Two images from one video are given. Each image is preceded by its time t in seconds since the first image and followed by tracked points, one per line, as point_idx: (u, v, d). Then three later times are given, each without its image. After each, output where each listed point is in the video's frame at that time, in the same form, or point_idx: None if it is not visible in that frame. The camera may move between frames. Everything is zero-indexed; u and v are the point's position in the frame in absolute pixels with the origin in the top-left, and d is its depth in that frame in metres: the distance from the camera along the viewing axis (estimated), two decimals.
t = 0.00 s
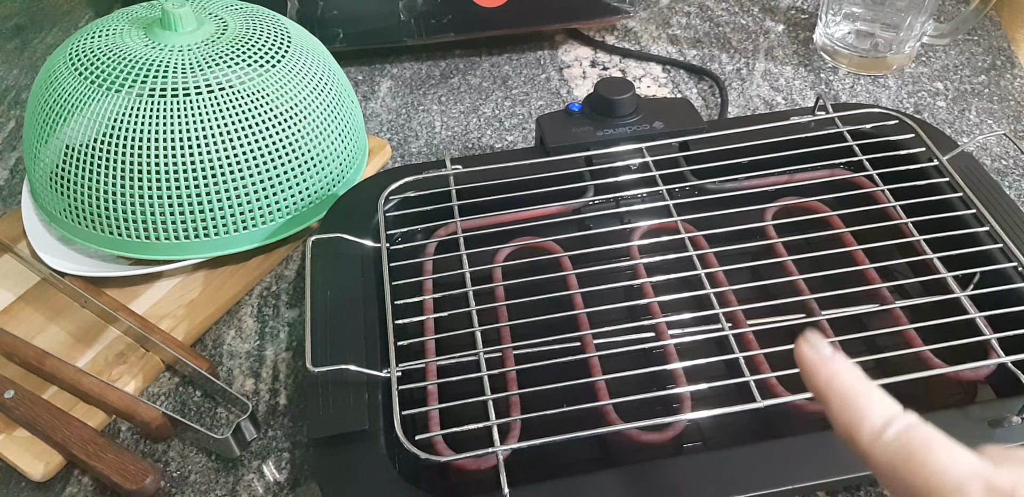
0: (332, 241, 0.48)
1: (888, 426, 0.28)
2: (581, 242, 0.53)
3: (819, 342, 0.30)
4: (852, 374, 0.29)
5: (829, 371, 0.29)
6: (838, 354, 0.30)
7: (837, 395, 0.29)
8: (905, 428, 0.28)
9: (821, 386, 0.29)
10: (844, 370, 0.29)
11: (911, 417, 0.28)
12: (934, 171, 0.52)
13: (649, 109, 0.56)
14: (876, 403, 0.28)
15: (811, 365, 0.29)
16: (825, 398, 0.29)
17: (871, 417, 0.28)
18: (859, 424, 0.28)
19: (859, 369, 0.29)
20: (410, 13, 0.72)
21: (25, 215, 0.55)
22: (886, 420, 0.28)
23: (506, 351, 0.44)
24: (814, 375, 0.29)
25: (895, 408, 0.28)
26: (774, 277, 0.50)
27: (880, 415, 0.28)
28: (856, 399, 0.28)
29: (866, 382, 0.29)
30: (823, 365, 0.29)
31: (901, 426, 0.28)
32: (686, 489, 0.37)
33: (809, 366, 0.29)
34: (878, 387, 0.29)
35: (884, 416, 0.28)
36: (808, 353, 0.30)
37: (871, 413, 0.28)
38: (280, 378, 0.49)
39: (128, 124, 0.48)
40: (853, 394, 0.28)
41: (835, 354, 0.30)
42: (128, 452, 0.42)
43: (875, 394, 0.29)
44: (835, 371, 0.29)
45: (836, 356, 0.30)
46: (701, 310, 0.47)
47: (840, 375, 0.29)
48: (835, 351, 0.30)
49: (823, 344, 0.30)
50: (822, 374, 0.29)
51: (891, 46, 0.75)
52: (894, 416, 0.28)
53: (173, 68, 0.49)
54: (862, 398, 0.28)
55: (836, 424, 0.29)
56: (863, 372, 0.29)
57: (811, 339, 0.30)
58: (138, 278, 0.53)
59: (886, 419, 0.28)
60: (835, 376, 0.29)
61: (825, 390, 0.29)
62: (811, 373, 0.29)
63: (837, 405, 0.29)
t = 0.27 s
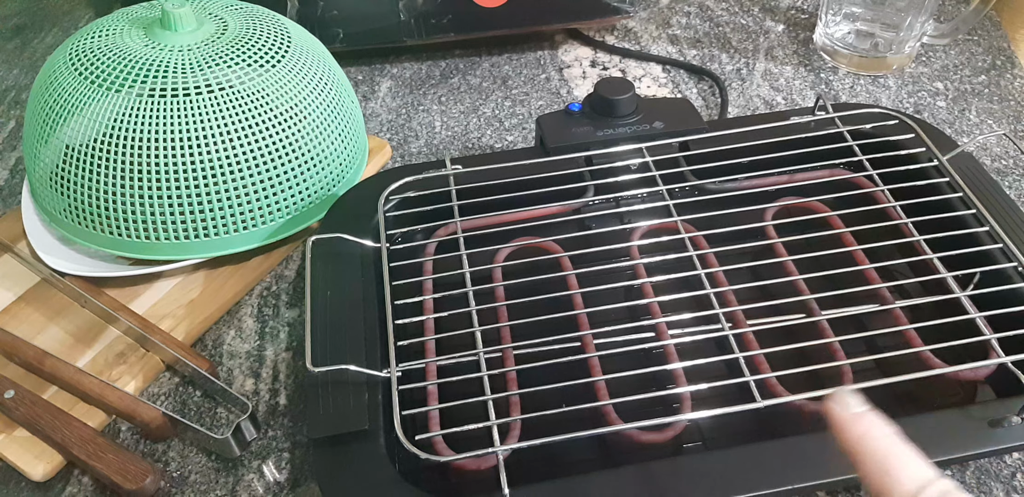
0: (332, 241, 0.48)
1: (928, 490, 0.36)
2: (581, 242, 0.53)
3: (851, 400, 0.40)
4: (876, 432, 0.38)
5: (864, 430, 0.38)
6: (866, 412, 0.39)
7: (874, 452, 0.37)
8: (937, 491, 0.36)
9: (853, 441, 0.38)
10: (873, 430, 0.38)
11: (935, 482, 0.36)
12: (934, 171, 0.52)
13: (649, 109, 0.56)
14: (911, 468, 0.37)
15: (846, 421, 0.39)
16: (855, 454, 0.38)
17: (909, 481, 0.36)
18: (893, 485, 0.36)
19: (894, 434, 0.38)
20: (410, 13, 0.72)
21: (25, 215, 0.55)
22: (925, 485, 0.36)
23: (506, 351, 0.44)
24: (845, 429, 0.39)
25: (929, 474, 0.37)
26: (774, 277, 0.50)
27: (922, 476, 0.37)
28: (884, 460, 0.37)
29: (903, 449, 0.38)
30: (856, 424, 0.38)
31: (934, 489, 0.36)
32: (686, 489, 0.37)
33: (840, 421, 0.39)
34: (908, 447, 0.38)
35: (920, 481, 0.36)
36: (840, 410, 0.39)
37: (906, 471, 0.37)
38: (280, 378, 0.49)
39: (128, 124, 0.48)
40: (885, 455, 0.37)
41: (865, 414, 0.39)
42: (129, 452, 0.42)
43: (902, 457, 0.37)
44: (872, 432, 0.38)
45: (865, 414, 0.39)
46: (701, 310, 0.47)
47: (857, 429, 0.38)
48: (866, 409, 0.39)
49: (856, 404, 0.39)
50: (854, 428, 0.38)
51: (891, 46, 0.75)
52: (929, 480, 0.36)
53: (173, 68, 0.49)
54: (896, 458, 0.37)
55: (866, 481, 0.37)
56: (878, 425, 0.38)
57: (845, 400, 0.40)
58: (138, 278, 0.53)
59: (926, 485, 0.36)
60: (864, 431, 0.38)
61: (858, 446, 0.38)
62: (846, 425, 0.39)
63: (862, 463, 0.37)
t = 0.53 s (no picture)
0: (332, 241, 0.48)
1: None
2: (581, 242, 0.53)
3: (810, 400, 0.38)
4: (833, 437, 0.36)
5: (817, 434, 0.36)
6: (823, 416, 0.37)
7: (819, 460, 0.36)
8: None
9: (806, 444, 0.37)
10: (824, 436, 0.36)
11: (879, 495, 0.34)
12: (934, 171, 0.52)
13: (650, 109, 0.56)
14: (862, 475, 0.35)
15: (803, 424, 0.37)
16: (807, 456, 0.37)
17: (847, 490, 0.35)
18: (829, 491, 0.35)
19: (848, 443, 0.36)
20: (410, 13, 0.72)
21: (25, 215, 0.55)
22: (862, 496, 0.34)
23: (506, 351, 0.44)
24: (801, 427, 0.37)
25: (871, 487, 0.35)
26: (774, 277, 0.50)
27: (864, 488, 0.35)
28: (831, 470, 0.35)
29: (855, 460, 0.35)
30: (809, 428, 0.37)
31: None
32: (686, 489, 0.37)
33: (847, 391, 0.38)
34: (914, 424, 0.37)
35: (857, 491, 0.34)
36: (797, 412, 0.38)
37: (852, 478, 0.35)
38: (280, 378, 0.49)
39: (128, 124, 0.48)
40: (832, 465, 0.35)
41: (824, 418, 0.37)
42: (128, 453, 0.42)
43: (853, 464, 0.35)
44: (823, 437, 0.36)
45: (822, 415, 0.37)
46: (701, 310, 0.47)
47: (814, 434, 0.37)
48: (823, 413, 0.37)
49: (813, 406, 0.37)
50: (809, 431, 0.37)
51: (891, 46, 0.75)
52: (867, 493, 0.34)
53: (173, 68, 0.49)
54: (840, 464, 0.35)
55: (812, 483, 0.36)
56: (842, 433, 0.36)
57: (802, 399, 0.38)
58: (138, 278, 0.53)
59: None
60: (862, 403, 0.37)
61: (808, 449, 0.37)
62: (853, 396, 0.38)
63: (812, 465, 0.36)
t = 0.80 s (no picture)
0: (333, 241, 0.48)
1: None
2: (581, 243, 0.53)
3: (791, 406, 0.35)
4: (805, 441, 0.33)
5: (791, 436, 0.34)
6: (804, 421, 0.34)
7: (797, 462, 0.33)
8: None
9: (782, 447, 0.34)
10: (841, 405, 0.34)
11: None
12: (934, 171, 0.52)
13: (650, 109, 0.56)
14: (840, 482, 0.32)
15: (779, 429, 0.34)
16: (784, 459, 0.34)
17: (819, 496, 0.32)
18: None
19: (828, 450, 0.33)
20: (410, 13, 0.72)
21: (25, 215, 0.55)
22: None
23: (506, 351, 0.44)
24: (819, 401, 0.35)
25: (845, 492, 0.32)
26: (774, 277, 0.50)
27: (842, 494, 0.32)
28: (812, 476, 0.33)
29: (830, 467, 0.33)
30: (788, 432, 0.34)
31: None
32: (686, 489, 0.37)
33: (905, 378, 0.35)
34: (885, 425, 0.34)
35: None
36: (814, 378, 0.35)
37: (827, 486, 0.32)
38: (280, 378, 0.49)
39: (128, 124, 0.48)
40: (812, 472, 0.33)
41: (800, 421, 0.34)
42: (128, 453, 0.42)
43: (829, 471, 0.32)
44: (800, 443, 0.33)
45: (800, 421, 0.34)
46: (701, 310, 0.47)
47: (788, 440, 0.34)
48: (804, 416, 0.34)
49: (793, 410, 0.34)
50: (786, 437, 0.34)
51: (891, 46, 0.75)
52: None
53: (173, 68, 0.49)
54: (820, 470, 0.33)
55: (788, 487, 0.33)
56: (819, 439, 0.34)
57: (782, 403, 0.35)
58: (138, 278, 0.53)
59: None
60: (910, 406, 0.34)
61: (786, 454, 0.34)
62: (905, 390, 0.35)
63: (789, 467, 0.34)
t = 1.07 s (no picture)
0: (333, 241, 0.48)
1: (955, 471, 0.35)
2: (581, 243, 0.53)
3: (917, 375, 0.38)
4: (934, 409, 0.36)
5: (917, 401, 0.37)
6: (929, 389, 0.37)
7: (922, 427, 0.36)
8: (969, 474, 0.35)
9: (906, 412, 0.37)
10: (926, 407, 0.36)
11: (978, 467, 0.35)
12: (934, 171, 0.52)
13: (650, 109, 0.56)
14: (961, 448, 0.35)
15: (903, 394, 0.37)
16: (907, 422, 0.37)
17: (943, 459, 0.35)
18: (927, 462, 0.36)
19: (950, 418, 0.36)
20: (410, 13, 0.72)
21: (25, 215, 0.55)
22: (955, 464, 0.35)
23: (506, 351, 0.44)
24: (943, 375, 0.37)
25: (969, 456, 0.35)
26: (774, 277, 0.50)
27: (957, 457, 0.35)
28: (933, 439, 0.36)
29: (953, 434, 0.36)
30: (914, 396, 0.37)
31: (966, 472, 0.35)
32: (686, 489, 0.37)
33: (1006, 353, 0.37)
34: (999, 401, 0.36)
35: (954, 461, 0.35)
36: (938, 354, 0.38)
37: (949, 451, 0.35)
38: (280, 378, 0.49)
39: (128, 124, 0.48)
40: (936, 436, 0.36)
41: (925, 388, 0.37)
42: (129, 452, 0.42)
43: (953, 436, 0.36)
44: (925, 408, 0.36)
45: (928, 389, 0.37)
46: (701, 310, 0.47)
47: (917, 405, 0.37)
48: (929, 385, 0.37)
49: (922, 379, 0.37)
50: (911, 402, 0.37)
51: (891, 46, 0.75)
52: (962, 462, 0.35)
53: (173, 68, 0.49)
54: (943, 436, 0.36)
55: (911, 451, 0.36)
56: (941, 407, 0.37)
57: (912, 372, 0.38)
58: (138, 278, 0.53)
59: (955, 466, 0.35)
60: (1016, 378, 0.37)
61: (909, 417, 0.37)
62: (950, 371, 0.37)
63: (911, 431, 0.36)
